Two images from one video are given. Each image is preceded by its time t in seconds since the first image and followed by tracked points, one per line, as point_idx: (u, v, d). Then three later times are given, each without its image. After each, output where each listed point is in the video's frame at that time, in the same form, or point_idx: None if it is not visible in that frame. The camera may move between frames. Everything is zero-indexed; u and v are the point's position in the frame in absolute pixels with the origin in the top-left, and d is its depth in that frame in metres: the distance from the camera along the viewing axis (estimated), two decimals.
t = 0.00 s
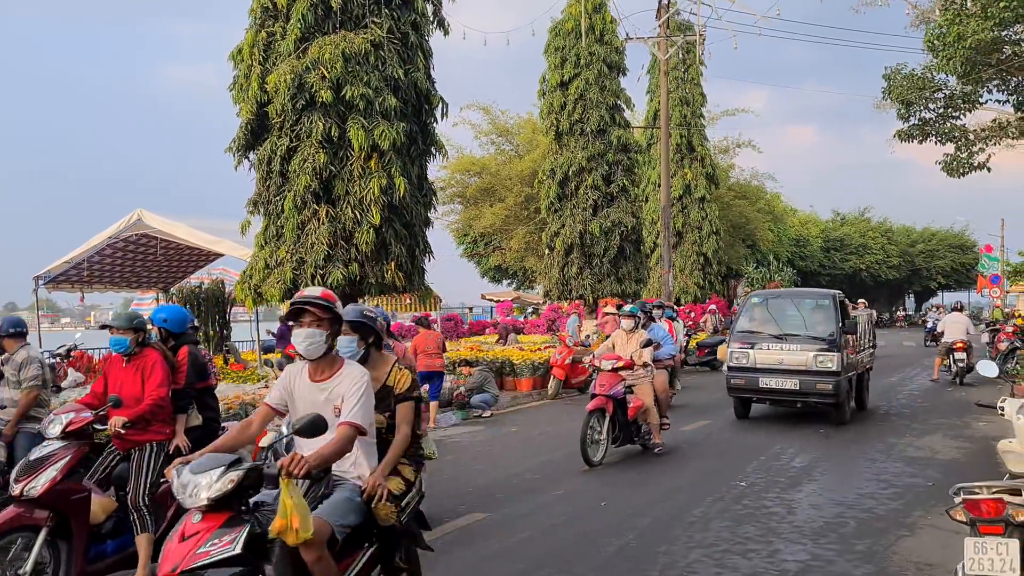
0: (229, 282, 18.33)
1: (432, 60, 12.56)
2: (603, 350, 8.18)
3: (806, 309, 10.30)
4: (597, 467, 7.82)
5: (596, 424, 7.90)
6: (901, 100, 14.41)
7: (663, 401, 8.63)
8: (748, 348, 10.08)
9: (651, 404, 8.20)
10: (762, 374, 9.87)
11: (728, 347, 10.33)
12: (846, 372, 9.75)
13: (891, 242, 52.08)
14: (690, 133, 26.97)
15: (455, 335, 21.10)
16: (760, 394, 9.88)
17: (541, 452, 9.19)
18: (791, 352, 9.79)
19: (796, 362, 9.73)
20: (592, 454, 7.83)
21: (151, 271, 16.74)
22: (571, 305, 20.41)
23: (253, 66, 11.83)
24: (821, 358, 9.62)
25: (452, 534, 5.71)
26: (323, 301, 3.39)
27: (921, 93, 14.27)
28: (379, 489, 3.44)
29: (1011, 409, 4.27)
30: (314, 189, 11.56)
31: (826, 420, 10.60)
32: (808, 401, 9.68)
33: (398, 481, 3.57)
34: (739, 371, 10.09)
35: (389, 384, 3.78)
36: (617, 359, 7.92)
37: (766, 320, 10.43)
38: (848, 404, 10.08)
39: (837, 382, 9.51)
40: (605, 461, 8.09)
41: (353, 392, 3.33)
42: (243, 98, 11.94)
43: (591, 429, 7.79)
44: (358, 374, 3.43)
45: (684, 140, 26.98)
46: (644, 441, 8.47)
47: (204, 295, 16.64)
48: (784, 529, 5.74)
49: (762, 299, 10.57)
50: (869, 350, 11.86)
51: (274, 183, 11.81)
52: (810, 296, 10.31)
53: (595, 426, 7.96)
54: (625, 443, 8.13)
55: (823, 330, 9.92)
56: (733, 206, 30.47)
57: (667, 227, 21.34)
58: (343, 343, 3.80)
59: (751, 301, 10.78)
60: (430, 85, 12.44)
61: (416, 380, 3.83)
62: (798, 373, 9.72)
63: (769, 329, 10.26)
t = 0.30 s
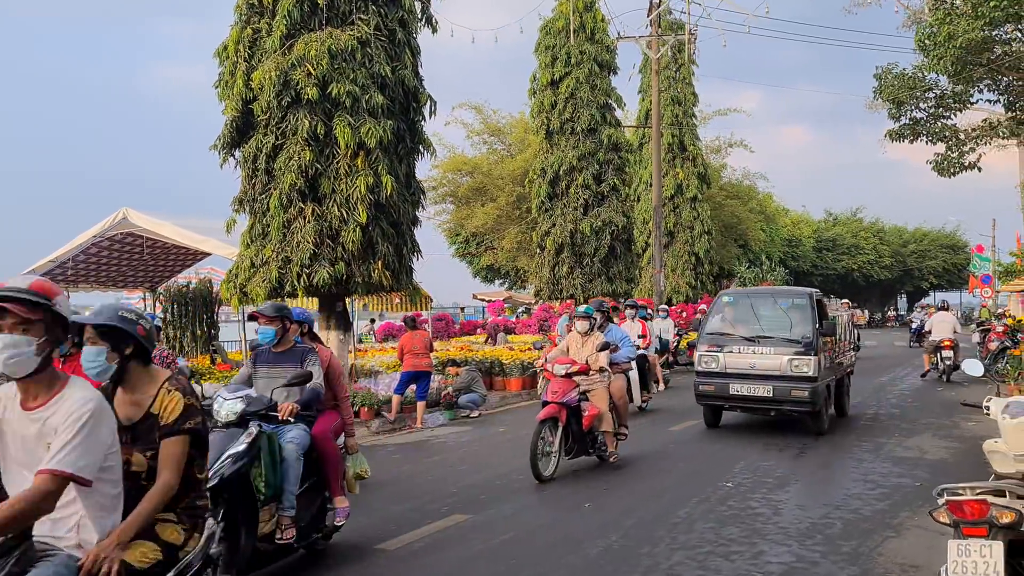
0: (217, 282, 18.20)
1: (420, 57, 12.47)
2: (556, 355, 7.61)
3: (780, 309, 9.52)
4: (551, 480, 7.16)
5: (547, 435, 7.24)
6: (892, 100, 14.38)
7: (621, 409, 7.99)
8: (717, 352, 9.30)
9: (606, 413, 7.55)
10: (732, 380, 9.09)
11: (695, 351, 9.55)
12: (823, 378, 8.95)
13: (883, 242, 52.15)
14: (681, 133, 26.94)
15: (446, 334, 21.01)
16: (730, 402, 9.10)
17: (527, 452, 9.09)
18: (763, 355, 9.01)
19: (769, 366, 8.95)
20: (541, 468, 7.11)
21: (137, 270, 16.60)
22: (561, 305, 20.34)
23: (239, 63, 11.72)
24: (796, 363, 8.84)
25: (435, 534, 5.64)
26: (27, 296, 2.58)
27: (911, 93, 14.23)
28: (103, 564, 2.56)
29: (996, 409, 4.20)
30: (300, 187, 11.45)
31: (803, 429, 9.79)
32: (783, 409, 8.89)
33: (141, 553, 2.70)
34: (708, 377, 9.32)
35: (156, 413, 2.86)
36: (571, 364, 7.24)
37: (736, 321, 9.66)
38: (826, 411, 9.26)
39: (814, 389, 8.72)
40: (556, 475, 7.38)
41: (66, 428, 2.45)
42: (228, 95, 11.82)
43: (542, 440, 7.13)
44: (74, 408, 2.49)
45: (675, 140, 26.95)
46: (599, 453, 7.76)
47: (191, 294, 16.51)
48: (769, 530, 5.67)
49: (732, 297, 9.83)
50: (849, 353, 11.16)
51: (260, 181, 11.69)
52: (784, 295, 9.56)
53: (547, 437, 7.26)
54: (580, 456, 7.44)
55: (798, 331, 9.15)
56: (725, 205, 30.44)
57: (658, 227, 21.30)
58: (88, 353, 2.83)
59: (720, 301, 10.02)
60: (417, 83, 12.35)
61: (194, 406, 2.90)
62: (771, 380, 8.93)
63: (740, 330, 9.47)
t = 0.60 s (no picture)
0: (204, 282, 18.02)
1: (407, 55, 12.34)
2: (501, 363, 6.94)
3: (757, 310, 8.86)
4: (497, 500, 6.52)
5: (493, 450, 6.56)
6: (883, 100, 14.31)
7: (574, 418, 7.39)
8: (687, 358, 8.65)
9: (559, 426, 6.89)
10: (703, 389, 8.46)
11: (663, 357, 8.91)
12: (801, 386, 8.32)
13: (875, 242, 52.21)
14: (673, 133, 26.88)
15: (436, 335, 20.86)
16: (702, 413, 8.46)
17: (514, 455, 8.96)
18: (737, 361, 8.37)
19: (743, 374, 8.31)
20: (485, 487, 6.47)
21: (122, 270, 16.40)
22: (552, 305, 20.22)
23: (223, 60, 11.55)
24: (772, 370, 8.19)
25: (410, 542, 5.46)
26: None
27: (903, 93, 14.16)
28: None
29: (988, 411, 4.09)
30: (286, 186, 11.29)
31: (782, 442, 9.02)
32: (758, 420, 8.26)
33: None
34: (676, 385, 8.67)
35: None
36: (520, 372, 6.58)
37: (708, 323, 8.98)
38: (806, 423, 8.57)
39: (792, 399, 8.09)
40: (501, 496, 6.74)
41: None
42: (213, 92, 11.66)
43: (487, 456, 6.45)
44: None
45: (667, 140, 26.88)
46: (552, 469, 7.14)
47: (177, 295, 16.33)
48: (758, 535, 5.56)
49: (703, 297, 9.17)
50: (829, 361, 10.43)
51: (245, 180, 11.52)
52: (761, 296, 8.90)
53: (491, 453, 6.60)
54: (530, 472, 6.80)
55: (776, 335, 8.50)
56: (716, 206, 30.38)
57: (648, 227, 21.22)
58: None
59: (692, 301, 9.33)
60: (405, 81, 12.21)
61: None
62: (746, 389, 8.30)
63: (712, 333, 8.80)
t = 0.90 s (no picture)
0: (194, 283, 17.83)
1: (399, 53, 12.21)
2: (443, 371, 6.15)
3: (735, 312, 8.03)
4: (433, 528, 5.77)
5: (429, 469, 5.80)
6: (878, 100, 14.22)
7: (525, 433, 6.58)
8: (657, 367, 7.79)
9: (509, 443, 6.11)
10: (674, 401, 7.61)
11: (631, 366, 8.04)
12: (783, 399, 7.51)
13: (869, 242, 52.23)
14: (667, 133, 26.80)
15: (430, 336, 20.74)
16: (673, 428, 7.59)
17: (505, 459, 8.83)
18: (713, 371, 7.53)
19: (719, 385, 7.48)
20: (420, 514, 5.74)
21: (112, 271, 16.23)
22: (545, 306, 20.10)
23: (211, 58, 11.38)
24: (752, 381, 7.37)
25: (398, 551, 5.31)
26: None
27: (898, 93, 14.08)
28: None
29: (989, 418, 3.97)
30: (275, 185, 11.14)
31: (762, 459, 8.21)
32: (736, 437, 7.41)
33: None
34: (645, 398, 7.81)
35: None
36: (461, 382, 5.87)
37: (683, 328, 8.12)
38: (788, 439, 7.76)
39: (774, 412, 7.26)
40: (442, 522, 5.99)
41: None
42: (201, 91, 11.48)
43: (422, 478, 5.71)
44: None
45: (661, 140, 26.80)
46: (502, 490, 6.39)
47: (167, 296, 16.17)
48: (752, 543, 5.45)
49: (673, 300, 8.34)
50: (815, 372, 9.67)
51: (234, 180, 11.36)
52: (740, 297, 8.08)
53: (428, 474, 5.83)
54: (474, 495, 6.03)
55: (756, 341, 7.67)
56: (711, 206, 30.32)
57: (642, 228, 21.13)
58: None
59: (663, 302, 8.47)
60: (396, 80, 12.08)
61: None
62: (722, 401, 7.46)
63: (687, 339, 7.96)
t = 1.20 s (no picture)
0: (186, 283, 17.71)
1: (391, 52, 12.12)
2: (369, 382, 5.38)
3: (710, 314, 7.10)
4: (350, 560, 5.01)
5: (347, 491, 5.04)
6: (874, 100, 14.17)
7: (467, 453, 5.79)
8: (622, 375, 6.85)
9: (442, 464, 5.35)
10: (641, 414, 6.67)
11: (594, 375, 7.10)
12: (764, 413, 6.58)
13: (865, 243, 52.23)
14: (663, 133, 26.74)
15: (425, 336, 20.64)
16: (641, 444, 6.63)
17: (497, 461, 8.76)
18: (685, 380, 6.59)
19: (691, 396, 6.54)
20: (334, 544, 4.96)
21: (102, 271, 16.11)
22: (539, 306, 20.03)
23: (202, 56, 11.28)
24: (729, 393, 6.42)
25: (385, 556, 5.20)
26: None
27: (894, 93, 14.02)
28: None
29: (984, 422, 3.89)
30: (266, 185, 11.05)
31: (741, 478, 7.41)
32: (711, 454, 6.46)
33: None
34: (609, 410, 6.86)
35: None
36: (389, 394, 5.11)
37: (652, 331, 7.18)
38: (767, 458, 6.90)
39: (753, 426, 6.30)
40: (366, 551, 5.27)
41: None
42: (192, 89, 11.38)
43: (336, 502, 4.96)
44: None
45: (657, 140, 26.74)
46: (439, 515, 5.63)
47: (159, 297, 16.05)
48: (745, 549, 5.36)
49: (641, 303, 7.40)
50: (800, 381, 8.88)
51: (224, 179, 11.26)
52: (715, 296, 7.16)
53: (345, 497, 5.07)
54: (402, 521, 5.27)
55: (734, 345, 6.73)
56: (706, 206, 30.28)
57: (638, 228, 21.07)
58: None
59: (630, 304, 7.53)
60: (388, 78, 11.99)
61: None
62: (695, 415, 6.52)
63: (656, 344, 7.01)
